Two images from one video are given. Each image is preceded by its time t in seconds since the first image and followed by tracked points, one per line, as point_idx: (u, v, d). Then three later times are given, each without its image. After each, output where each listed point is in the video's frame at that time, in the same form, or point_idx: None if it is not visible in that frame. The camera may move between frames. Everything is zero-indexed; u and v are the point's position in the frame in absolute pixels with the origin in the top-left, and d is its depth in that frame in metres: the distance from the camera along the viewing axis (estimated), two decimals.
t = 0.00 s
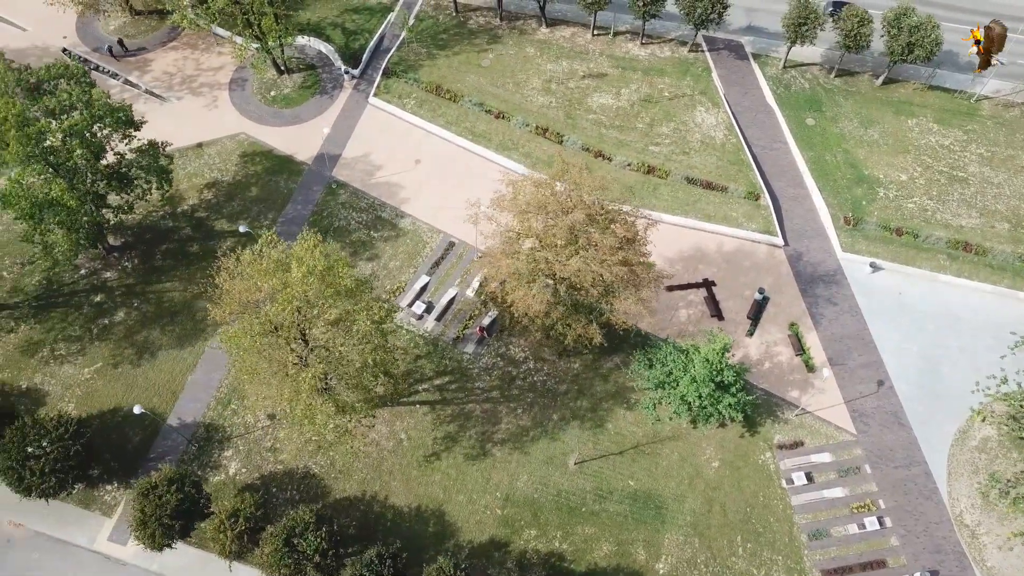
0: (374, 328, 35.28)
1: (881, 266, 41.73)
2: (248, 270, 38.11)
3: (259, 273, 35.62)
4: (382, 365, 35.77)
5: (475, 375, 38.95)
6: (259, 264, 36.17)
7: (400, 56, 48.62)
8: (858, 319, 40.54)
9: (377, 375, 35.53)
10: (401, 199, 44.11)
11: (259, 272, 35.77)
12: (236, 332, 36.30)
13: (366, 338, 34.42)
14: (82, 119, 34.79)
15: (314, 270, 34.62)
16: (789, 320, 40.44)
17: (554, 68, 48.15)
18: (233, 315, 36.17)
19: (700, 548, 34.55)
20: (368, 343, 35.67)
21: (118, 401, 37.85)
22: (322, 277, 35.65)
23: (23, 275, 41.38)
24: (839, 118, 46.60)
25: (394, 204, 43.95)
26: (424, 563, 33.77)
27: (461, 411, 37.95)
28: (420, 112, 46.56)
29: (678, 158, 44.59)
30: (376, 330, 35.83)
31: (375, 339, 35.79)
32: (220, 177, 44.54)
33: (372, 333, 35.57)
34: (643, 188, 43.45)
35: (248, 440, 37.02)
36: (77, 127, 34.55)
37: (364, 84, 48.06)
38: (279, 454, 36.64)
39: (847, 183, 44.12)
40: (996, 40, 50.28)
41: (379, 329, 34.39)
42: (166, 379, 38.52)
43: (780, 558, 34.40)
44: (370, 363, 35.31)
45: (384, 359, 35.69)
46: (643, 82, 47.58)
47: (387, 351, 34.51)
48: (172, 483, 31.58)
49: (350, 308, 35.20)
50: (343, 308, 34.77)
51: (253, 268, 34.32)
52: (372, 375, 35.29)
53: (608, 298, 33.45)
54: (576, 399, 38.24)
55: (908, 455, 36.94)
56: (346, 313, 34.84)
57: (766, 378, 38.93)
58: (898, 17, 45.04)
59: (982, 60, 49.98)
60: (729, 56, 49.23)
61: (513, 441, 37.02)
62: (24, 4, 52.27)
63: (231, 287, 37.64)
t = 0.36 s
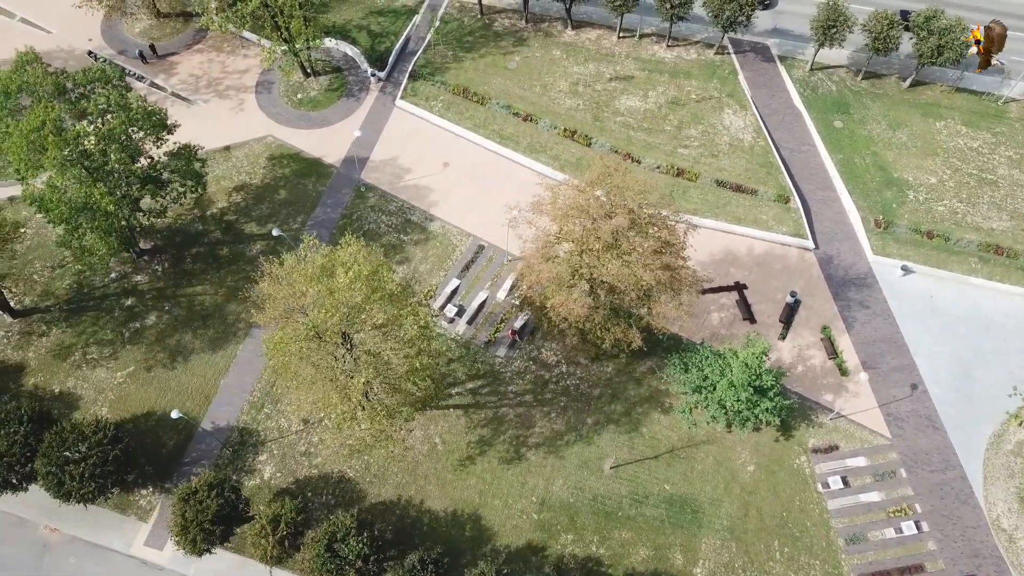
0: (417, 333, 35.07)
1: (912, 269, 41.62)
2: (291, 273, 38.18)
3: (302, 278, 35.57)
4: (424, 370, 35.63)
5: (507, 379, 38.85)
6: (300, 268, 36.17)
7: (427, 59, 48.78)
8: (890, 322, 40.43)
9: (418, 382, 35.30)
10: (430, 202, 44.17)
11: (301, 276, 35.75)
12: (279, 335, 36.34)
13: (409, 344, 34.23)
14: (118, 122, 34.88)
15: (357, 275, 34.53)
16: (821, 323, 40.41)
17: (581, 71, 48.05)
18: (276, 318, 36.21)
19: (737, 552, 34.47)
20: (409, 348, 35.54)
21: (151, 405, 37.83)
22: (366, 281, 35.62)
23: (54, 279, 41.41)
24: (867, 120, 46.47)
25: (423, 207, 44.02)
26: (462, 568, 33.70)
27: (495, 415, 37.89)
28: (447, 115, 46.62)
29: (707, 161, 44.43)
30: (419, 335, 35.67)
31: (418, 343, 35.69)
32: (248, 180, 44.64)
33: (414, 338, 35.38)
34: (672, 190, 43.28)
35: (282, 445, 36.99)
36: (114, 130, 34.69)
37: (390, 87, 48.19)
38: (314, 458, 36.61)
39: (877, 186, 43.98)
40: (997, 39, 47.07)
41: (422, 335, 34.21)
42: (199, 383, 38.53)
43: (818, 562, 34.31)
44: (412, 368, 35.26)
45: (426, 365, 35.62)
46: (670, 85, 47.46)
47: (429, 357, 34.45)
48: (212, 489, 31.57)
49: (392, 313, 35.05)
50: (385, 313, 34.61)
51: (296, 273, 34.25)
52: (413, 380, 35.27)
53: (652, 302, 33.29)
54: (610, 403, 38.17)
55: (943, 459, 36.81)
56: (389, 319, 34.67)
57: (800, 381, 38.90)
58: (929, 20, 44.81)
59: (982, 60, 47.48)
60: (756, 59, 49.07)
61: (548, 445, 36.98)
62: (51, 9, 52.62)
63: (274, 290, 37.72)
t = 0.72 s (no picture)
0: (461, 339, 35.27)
1: (944, 273, 41.54)
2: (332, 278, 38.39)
3: (346, 284, 35.74)
4: (468, 375, 35.82)
5: (540, 383, 38.75)
6: (343, 274, 36.36)
7: (453, 62, 48.81)
8: (922, 326, 40.34)
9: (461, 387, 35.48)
10: (458, 206, 44.17)
11: (343, 282, 35.93)
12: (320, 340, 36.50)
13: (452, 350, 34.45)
14: (155, 127, 35.00)
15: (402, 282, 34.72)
16: (853, 327, 40.34)
17: (607, 74, 47.94)
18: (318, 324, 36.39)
19: (774, 558, 34.39)
20: (452, 353, 35.79)
21: (184, 410, 37.86)
22: (410, 288, 35.83)
23: (84, 283, 41.69)
24: (895, 123, 46.32)
25: (451, 211, 44.02)
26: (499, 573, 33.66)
27: (529, 420, 37.83)
28: (474, 119, 46.66)
29: (735, 164, 44.27)
30: (462, 341, 35.86)
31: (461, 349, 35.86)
32: (277, 184, 44.81)
33: (456, 343, 35.61)
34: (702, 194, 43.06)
35: (316, 449, 36.98)
36: (151, 135, 34.74)
37: (416, 90, 48.31)
38: (348, 463, 36.58)
39: (906, 190, 43.83)
40: (998, 39, 45.64)
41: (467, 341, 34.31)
42: (232, 388, 38.59)
43: (855, 568, 34.21)
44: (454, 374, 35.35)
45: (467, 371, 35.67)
46: (697, 88, 47.34)
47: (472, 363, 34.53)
48: (251, 495, 31.54)
49: (435, 318, 35.21)
50: (430, 319, 34.79)
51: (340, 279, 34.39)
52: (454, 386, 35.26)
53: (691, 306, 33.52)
54: (643, 407, 38.19)
55: (979, 464, 36.68)
56: (433, 325, 34.86)
57: (833, 386, 38.86)
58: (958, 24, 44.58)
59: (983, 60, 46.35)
60: (782, 61, 48.92)
61: (582, 450, 36.98)
62: (76, 10, 52.76)
63: (316, 294, 37.93)
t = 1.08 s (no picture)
0: (502, 353, 35.68)
1: (972, 283, 41.45)
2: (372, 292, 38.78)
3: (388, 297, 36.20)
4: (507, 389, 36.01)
5: (570, 395, 38.68)
6: (383, 287, 36.69)
7: (476, 72, 48.96)
8: (952, 337, 40.23)
9: (500, 401, 35.63)
10: (483, 215, 44.15)
11: (383, 294, 36.27)
12: (359, 353, 36.67)
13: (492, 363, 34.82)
14: (189, 138, 35.25)
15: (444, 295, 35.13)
16: (881, 337, 40.27)
17: (631, 83, 47.97)
18: (357, 336, 36.67)
19: (809, 571, 34.24)
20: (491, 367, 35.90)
21: (214, 422, 37.86)
22: (451, 302, 36.23)
23: (111, 294, 41.81)
24: (919, 133, 46.30)
25: (477, 221, 43.99)
26: None
27: (559, 431, 37.78)
28: (499, 128, 46.74)
29: (761, 174, 44.24)
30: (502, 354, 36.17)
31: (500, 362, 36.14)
32: (302, 194, 44.92)
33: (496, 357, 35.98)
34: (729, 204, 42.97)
35: (347, 461, 36.99)
36: (184, 146, 34.98)
37: (440, 100, 48.46)
38: (380, 475, 36.56)
39: (933, 200, 43.73)
40: (998, 40, 44.90)
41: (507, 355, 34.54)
42: (261, 399, 38.60)
43: None
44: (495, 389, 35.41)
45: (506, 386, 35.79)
46: (721, 97, 47.36)
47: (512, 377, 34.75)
48: (287, 508, 31.44)
49: (475, 331, 35.51)
50: (470, 332, 35.17)
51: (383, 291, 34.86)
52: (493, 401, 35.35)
53: (730, 319, 33.36)
54: (674, 419, 38.21)
55: (1012, 476, 36.50)
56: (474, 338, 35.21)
57: (863, 397, 38.79)
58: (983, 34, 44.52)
59: (982, 60, 45.08)
60: (805, 70, 48.99)
61: (614, 462, 36.94)
62: (101, 19, 52.99)
63: (356, 308, 38.28)
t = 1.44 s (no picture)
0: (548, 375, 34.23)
1: (1003, 302, 41.34)
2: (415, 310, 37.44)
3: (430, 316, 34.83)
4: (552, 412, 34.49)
5: (603, 415, 38.59)
6: (422, 304, 35.10)
7: (503, 91, 49.41)
8: (985, 356, 40.03)
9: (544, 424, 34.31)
10: (512, 234, 44.22)
11: (422, 312, 34.59)
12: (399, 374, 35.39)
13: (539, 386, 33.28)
14: (225, 158, 35.37)
15: (490, 314, 33.44)
16: (914, 357, 40.17)
17: (657, 102, 48.31)
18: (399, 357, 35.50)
19: None
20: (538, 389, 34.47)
21: (246, 443, 37.70)
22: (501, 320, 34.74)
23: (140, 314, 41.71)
24: (945, 152, 46.44)
25: (506, 240, 44.04)
26: None
27: (593, 452, 37.66)
28: (526, 147, 46.98)
29: (789, 193, 44.33)
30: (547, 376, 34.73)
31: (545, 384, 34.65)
32: (331, 213, 45.14)
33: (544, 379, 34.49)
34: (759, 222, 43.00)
35: (381, 482, 36.82)
36: (220, 167, 35.12)
37: (467, 119, 48.86)
38: (414, 496, 36.37)
39: (961, 219, 43.74)
40: (996, 40, 46.62)
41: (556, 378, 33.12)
42: (294, 419, 38.49)
43: None
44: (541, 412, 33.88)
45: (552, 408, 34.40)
46: (747, 116, 47.64)
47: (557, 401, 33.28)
48: (326, 530, 31.26)
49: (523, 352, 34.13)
50: (517, 353, 33.76)
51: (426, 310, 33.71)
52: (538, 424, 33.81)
53: (770, 337, 32.65)
54: (709, 439, 38.12)
55: None
56: (521, 359, 33.78)
57: (897, 417, 38.62)
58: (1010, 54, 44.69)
59: (982, 60, 45.47)
60: (829, 89, 49.33)
61: (649, 483, 36.74)
62: (130, 39, 53.58)
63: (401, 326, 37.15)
